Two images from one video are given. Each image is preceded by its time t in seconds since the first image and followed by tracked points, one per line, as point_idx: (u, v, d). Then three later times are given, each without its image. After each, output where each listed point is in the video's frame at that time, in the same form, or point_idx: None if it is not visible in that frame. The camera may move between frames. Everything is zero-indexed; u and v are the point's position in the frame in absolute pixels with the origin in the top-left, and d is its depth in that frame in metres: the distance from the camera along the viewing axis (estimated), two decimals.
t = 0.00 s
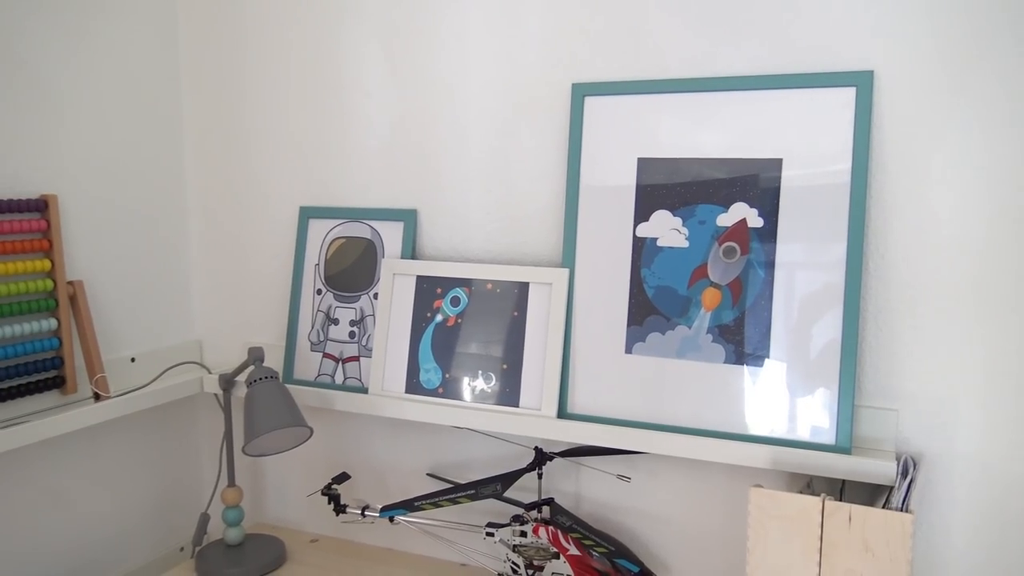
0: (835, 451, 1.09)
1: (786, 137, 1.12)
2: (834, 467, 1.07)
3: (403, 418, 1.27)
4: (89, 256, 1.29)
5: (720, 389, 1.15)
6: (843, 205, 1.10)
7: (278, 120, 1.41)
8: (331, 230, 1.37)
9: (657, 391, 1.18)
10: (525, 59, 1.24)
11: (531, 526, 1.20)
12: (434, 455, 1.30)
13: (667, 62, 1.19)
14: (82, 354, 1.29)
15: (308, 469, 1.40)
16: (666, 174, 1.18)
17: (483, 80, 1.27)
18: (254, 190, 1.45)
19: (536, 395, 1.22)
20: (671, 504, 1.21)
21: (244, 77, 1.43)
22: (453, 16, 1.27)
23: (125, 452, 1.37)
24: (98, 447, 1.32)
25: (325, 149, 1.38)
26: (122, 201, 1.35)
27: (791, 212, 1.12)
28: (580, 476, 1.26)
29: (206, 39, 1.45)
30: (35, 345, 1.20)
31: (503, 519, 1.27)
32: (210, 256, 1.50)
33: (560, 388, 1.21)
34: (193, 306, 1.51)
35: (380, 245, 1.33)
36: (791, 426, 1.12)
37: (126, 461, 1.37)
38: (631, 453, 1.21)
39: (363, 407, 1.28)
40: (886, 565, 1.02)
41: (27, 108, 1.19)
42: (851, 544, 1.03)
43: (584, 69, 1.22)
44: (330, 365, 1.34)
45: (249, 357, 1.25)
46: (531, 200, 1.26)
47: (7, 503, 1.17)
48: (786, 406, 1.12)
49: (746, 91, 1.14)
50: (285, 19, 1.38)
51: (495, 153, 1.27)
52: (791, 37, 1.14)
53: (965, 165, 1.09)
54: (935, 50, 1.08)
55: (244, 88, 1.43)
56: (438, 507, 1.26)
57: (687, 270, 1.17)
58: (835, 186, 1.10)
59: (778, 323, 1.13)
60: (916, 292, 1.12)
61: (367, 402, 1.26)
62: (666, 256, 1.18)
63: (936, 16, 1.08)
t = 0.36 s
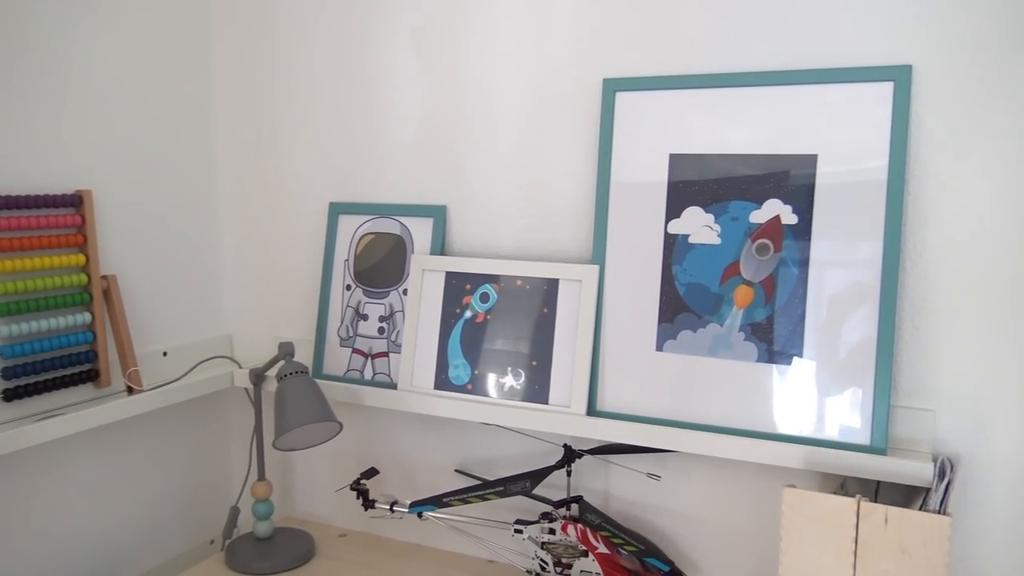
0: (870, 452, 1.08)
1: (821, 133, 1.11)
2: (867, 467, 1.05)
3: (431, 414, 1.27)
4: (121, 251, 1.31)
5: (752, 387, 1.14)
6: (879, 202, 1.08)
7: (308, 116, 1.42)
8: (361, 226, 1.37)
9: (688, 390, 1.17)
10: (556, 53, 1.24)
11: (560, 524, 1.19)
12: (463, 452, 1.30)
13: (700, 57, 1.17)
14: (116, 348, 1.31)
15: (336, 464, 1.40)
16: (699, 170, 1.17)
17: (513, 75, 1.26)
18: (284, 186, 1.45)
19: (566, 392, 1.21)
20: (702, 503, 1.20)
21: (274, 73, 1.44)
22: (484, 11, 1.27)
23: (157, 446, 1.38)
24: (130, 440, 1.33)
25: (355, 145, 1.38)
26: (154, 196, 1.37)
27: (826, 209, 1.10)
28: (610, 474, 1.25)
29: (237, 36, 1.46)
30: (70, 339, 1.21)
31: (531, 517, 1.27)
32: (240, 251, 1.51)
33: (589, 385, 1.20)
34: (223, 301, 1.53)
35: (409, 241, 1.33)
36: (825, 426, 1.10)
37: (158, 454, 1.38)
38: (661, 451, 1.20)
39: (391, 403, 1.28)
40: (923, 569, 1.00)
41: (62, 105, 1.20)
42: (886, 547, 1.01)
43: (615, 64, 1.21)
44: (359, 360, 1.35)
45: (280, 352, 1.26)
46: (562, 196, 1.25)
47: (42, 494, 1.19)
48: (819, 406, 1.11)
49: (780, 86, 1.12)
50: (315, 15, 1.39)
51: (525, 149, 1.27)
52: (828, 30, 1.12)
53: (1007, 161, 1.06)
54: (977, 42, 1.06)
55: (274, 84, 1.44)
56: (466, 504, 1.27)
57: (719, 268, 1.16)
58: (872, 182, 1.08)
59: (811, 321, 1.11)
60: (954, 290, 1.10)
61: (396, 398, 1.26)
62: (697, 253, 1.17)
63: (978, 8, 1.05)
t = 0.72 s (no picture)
0: (901, 453, 1.06)
1: (854, 129, 1.09)
2: (899, 467, 1.04)
3: (457, 411, 1.27)
4: (149, 247, 1.32)
5: (781, 386, 1.13)
6: (912, 199, 1.06)
7: (335, 112, 1.42)
8: (387, 223, 1.37)
9: (715, 388, 1.16)
10: (584, 49, 1.23)
11: (585, 522, 1.18)
12: (487, 449, 1.30)
13: (730, 52, 1.16)
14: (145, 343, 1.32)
15: (361, 460, 1.41)
16: (728, 167, 1.16)
17: (541, 71, 1.26)
18: (310, 182, 1.46)
19: (592, 390, 1.20)
20: (728, 502, 1.19)
21: (301, 70, 1.44)
22: (511, 6, 1.26)
23: (184, 440, 1.39)
24: (159, 435, 1.34)
25: (381, 141, 1.38)
26: (181, 193, 1.38)
27: (857, 205, 1.09)
28: (635, 473, 1.25)
29: (265, 33, 1.47)
30: (100, 334, 1.23)
31: (556, 514, 1.26)
32: (266, 247, 1.52)
33: (616, 383, 1.20)
34: (249, 297, 1.54)
35: (435, 238, 1.33)
36: (856, 426, 1.09)
37: (185, 448, 1.40)
38: (688, 450, 1.19)
39: (417, 400, 1.29)
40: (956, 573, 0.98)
41: (91, 102, 1.21)
42: (918, 549, 1.00)
43: (644, 59, 1.20)
44: (384, 357, 1.35)
45: (306, 347, 1.26)
46: (589, 193, 1.25)
47: (73, 487, 1.21)
48: (850, 405, 1.09)
49: (810, 81, 1.11)
50: (342, 11, 1.39)
51: (553, 145, 1.26)
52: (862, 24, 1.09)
53: None
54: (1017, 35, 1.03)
55: (301, 80, 1.45)
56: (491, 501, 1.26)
57: (748, 265, 1.15)
58: (905, 180, 1.06)
59: (842, 320, 1.10)
60: (990, 289, 1.08)
61: (422, 394, 1.26)
62: (726, 250, 1.16)
63: None
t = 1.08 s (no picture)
0: (924, 454, 1.05)
1: (878, 126, 1.08)
2: (922, 467, 1.02)
3: (475, 407, 1.27)
4: (170, 242, 1.33)
5: (802, 386, 1.12)
6: (937, 197, 1.05)
7: (354, 109, 1.42)
8: (406, 219, 1.37)
9: (735, 387, 1.15)
10: (604, 45, 1.22)
11: (603, 520, 1.18)
12: (505, 446, 1.30)
13: (753, 48, 1.15)
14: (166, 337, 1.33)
15: (379, 456, 1.42)
16: (750, 164, 1.15)
17: (562, 67, 1.25)
18: (329, 179, 1.46)
19: (610, 388, 1.20)
20: (748, 502, 1.19)
21: (322, 67, 1.45)
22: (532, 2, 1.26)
23: (203, 434, 1.40)
24: (179, 429, 1.35)
25: (400, 138, 1.39)
26: (201, 189, 1.38)
27: (881, 203, 1.08)
28: (654, 471, 1.24)
29: (285, 30, 1.47)
30: (121, 328, 1.23)
31: (573, 512, 1.26)
32: (286, 243, 1.53)
33: (634, 381, 1.19)
34: (269, 292, 1.54)
35: (454, 235, 1.33)
36: (878, 426, 1.08)
37: (204, 443, 1.41)
38: (708, 449, 1.18)
39: (435, 396, 1.29)
40: None
41: (112, 98, 1.22)
42: (942, 551, 0.98)
43: (666, 56, 1.20)
44: (403, 353, 1.35)
45: (325, 343, 1.26)
46: (609, 190, 1.24)
47: (94, 479, 1.22)
48: (872, 405, 1.08)
49: (833, 78, 1.10)
50: (362, 7, 1.39)
51: (573, 142, 1.26)
52: (887, 20, 1.08)
53: None
54: None
55: (321, 77, 1.45)
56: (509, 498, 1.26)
57: (769, 263, 1.14)
58: (930, 178, 1.05)
59: (864, 319, 1.09)
60: (1017, 288, 1.06)
61: (440, 391, 1.26)
62: (747, 248, 1.15)
63: None
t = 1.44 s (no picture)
0: (955, 452, 1.03)
1: (908, 121, 1.06)
2: (954, 466, 1.01)
3: (498, 404, 1.27)
4: (195, 238, 1.34)
5: (830, 383, 1.10)
6: (969, 192, 1.03)
7: (378, 105, 1.42)
8: (430, 215, 1.38)
9: (762, 384, 1.14)
10: (629, 40, 1.22)
11: (627, 518, 1.18)
12: (528, 442, 1.30)
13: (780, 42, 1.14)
14: (192, 332, 1.34)
15: (402, 452, 1.42)
16: (777, 159, 1.13)
17: (586, 62, 1.25)
18: (353, 175, 1.47)
19: (635, 385, 1.19)
20: (774, 500, 1.18)
21: (345, 63, 1.45)
22: None
23: (228, 429, 1.41)
24: (204, 424, 1.36)
25: (424, 134, 1.39)
26: (226, 185, 1.39)
27: (911, 199, 1.06)
28: (679, 469, 1.24)
29: (310, 27, 1.48)
30: (148, 324, 1.24)
31: (597, 509, 1.26)
32: (311, 240, 1.53)
33: (660, 378, 1.19)
34: (293, 288, 1.55)
35: (478, 231, 1.33)
36: (908, 425, 1.06)
37: (228, 437, 1.42)
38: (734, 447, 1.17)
39: (458, 392, 1.29)
40: None
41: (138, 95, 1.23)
42: (974, 552, 0.96)
43: (691, 50, 1.19)
44: (426, 349, 1.36)
45: (349, 339, 1.27)
46: (634, 186, 1.23)
47: (121, 473, 1.23)
48: (902, 403, 1.06)
49: (865, 71, 1.08)
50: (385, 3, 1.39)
51: (598, 137, 1.25)
52: (919, 12, 1.06)
53: None
54: None
55: (344, 73, 1.45)
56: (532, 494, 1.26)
57: (797, 259, 1.13)
58: (961, 173, 1.03)
59: (894, 315, 1.07)
60: None
61: (464, 387, 1.27)
62: (774, 244, 1.14)
63: None
